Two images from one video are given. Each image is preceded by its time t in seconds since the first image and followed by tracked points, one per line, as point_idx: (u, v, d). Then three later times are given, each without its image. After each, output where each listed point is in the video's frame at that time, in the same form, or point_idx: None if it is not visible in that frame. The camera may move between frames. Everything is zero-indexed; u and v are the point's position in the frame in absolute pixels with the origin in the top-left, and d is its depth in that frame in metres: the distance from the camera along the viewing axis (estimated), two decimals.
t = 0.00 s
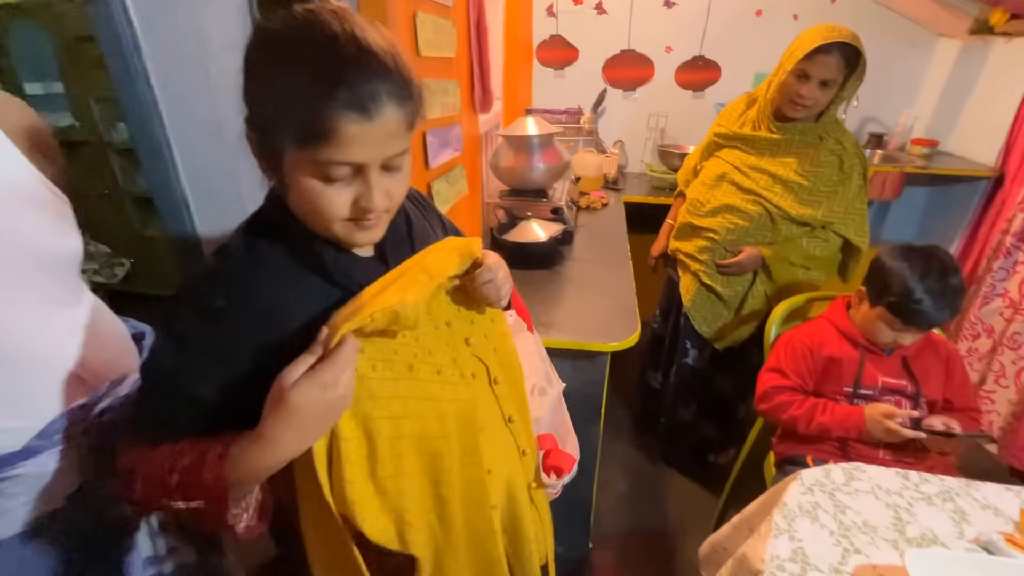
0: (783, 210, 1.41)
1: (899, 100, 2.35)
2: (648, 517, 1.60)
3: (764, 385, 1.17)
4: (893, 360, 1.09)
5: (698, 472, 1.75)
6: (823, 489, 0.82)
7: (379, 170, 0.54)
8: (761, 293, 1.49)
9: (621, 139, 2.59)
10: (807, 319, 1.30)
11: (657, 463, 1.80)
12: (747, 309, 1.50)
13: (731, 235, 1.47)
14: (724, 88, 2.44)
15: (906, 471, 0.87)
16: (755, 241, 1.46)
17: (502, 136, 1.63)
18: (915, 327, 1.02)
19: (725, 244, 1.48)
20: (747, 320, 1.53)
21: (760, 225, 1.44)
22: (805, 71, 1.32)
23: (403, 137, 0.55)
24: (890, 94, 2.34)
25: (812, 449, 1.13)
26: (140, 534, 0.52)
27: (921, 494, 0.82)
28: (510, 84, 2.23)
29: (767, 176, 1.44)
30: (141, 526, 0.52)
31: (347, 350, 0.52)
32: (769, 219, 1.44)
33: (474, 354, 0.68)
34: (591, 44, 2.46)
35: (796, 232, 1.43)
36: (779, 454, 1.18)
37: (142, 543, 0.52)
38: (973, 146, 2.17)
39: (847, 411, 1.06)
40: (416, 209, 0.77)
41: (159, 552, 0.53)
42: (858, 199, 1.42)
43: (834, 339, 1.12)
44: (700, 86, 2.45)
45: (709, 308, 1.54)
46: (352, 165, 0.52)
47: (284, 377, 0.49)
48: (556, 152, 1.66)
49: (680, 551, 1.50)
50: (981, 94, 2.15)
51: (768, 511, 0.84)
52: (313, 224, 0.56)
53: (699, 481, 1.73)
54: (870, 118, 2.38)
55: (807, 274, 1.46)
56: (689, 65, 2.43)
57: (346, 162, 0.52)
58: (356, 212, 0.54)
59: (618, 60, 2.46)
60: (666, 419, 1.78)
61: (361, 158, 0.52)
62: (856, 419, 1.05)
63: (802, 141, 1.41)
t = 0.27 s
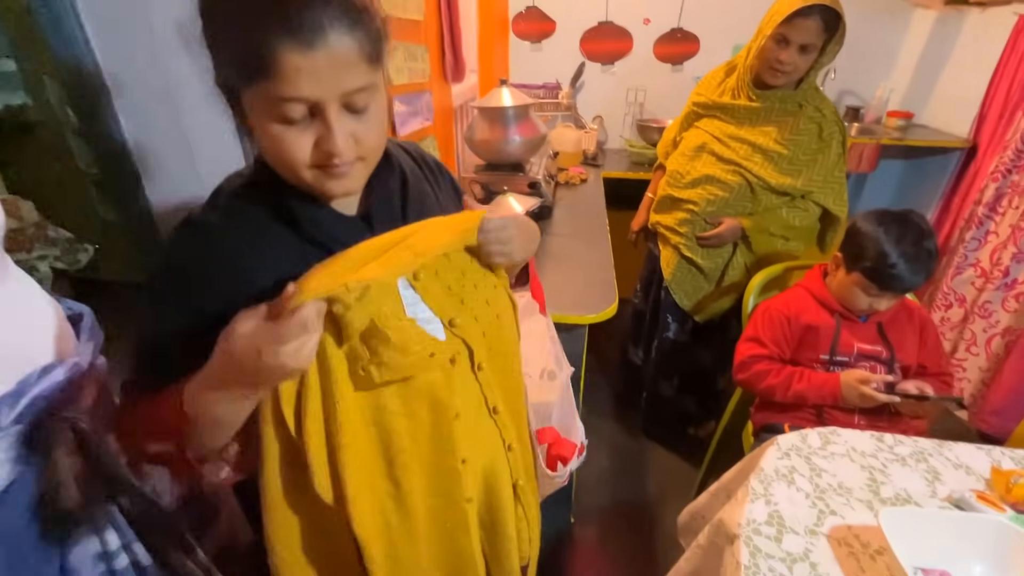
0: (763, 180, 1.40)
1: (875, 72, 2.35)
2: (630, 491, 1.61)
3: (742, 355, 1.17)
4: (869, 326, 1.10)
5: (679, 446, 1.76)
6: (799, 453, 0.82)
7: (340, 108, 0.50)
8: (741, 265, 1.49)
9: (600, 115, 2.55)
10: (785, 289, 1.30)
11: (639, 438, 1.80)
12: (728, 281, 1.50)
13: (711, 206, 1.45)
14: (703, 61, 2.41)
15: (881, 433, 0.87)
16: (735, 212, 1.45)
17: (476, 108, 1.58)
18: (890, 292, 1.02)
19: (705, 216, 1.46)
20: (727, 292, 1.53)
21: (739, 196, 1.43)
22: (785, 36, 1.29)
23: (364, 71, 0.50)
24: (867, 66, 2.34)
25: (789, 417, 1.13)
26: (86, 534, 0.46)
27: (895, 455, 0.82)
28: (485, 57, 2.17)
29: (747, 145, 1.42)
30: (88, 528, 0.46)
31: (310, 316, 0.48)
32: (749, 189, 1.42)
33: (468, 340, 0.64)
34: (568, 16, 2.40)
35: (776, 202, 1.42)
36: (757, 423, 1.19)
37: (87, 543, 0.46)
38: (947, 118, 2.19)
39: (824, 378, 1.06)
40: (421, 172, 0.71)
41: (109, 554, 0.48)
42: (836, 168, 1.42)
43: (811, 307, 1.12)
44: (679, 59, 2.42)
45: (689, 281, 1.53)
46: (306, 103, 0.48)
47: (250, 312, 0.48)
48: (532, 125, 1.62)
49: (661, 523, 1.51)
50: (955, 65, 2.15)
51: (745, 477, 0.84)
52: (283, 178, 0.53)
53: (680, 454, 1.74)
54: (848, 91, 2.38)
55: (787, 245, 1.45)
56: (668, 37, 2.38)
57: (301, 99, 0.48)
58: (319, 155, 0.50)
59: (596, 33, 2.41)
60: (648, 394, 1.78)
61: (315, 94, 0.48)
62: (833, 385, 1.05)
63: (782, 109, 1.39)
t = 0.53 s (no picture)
0: (748, 152, 1.38)
1: (857, 48, 2.34)
2: (615, 468, 1.61)
3: (726, 328, 1.16)
4: (852, 296, 1.09)
5: (665, 422, 1.77)
6: (784, 422, 0.81)
7: (379, 42, 0.61)
8: (726, 241, 1.48)
9: (583, 92, 2.50)
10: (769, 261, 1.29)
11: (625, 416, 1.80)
12: (714, 256, 1.49)
13: (696, 179, 1.43)
14: (686, 36, 2.37)
15: (864, 401, 0.87)
16: (720, 185, 1.43)
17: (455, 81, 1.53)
18: (874, 262, 1.01)
19: (690, 189, 1.44)
20: (713, 266, 1.52)
21: (725, 169, 1.42)
22: (770, 3, 1.28)
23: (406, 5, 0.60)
24: (850, 42, 2.32)
25: (773, 388, 1.13)
26: (46, 508, 0.53)
27: (879, 421, 0.82)
28: (463, 31, 2.10)
29: (733, 117, 1.41)
30: (49, 500, 0.53)
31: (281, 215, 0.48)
32: (735, 162, 1.41)
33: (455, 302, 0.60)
34: None
35: (761, 174, 1.41)
36: (741, 396, 1.18)
37: (50, 518, 0.53)
38: (927, 93, 2.19)
39: (808, 348, 1.06)
40: (458, 125, 0.83)
41: (67, 529, 0.55)
42: (822, 139, 1.41)
43: (794, 278, 1.11)
44: (662, 35, 2.38)
45: (675, 257, 1.51)
46: (349, 32, 0.59)
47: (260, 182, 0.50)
48: (512, 99, 1.57)
49: (647, 499, 1.51)
50: (935, 40, 2.16)
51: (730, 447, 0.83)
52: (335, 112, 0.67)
53: (665, 430, 1.74)
54: (830, 67, 2.36)
55: (772, 218, 1.45)
56: (651, 12, 2.34)
57: (342, 28, 0.59)
58: (361, 83, 0.62)
59: (578, 7, 2.35)
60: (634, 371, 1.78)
61: (356, 24, 0.59)
62: (817, 355, 1.05)
63: (767, 79, 1.38)
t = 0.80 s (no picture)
0: (734, 136, 1.38)
1: (840, 31, 2.34)
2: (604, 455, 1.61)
3: (712, 313, 1.16)
4: (835, 279, 1.10)
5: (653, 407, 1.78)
6: (768, 405, 0.81)
7: (413, 27, 0.66)
8: (713, 225, 1.46)
9: (568, 77, 2.48)
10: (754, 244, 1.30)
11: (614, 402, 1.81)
12: (700, 241, 1.47)
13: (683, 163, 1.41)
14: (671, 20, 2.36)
15: (846, 383, 0.88)
16: (706, 170, 1.43)
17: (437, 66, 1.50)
18: (856, 245, 1.02)
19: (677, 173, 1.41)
20: (700, 252, 1.50)
21: (711, 153, 1.41)
22: None
23: None
24: (833, 27, 2.32)
25: (757, 372, 1.13)
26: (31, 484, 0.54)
27: (861, 403, 0.83)
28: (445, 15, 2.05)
29: (719, 101, 1.40)
30: (33, 476, 0.54)
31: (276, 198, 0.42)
32: (721, 146, 1.40)
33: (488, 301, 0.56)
34: None
35: (748, 158, 1.41)
36: (726, 380, 1.19)
37: (36, 496, 0.54)
38: (908, 77, 2.21)
39: (792, 332, 1.07)
40: (484, 103, 0.84)
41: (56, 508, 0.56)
42: (807, 122, 1.41)
43: (778, 262, 1.12)
44: (647, 19, 2.36)
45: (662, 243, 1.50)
46: (387, 14, 0.65)
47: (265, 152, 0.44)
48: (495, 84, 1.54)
49: (635, 484, 1.52)
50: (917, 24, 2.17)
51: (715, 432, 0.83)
52: (369, 84, 0.72)
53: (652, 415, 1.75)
54: (813, 52, 2.36)
55: (758, 203, 1.45)
56: None
57: (382, 12, 0.65)
58: (393, 61, 0.68)
59: None
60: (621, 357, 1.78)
61: (392, 8, 0.64)
62: (801, 339, 1.06)
63: (753, 62, 1.37)
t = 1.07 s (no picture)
0: (723, 125, 1.38)
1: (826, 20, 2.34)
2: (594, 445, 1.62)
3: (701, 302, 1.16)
4: (822, 268, 1.11)
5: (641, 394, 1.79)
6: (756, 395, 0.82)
7: (423, 14, 0.67)
8: (702, 215, 1.46)
9: (556, 67, 2.46)
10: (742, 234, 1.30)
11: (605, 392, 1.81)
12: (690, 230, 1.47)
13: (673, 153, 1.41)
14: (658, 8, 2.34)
15: (833, 371, 0.89)
16: (696, 159, 1.42)
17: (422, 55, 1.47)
18: (842, 234, 1.02)
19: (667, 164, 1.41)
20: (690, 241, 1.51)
21: (700, 143, 1.40)
22: None
23: None
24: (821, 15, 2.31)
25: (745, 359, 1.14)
26: (34, 466, 0.56)
27: (847, 390, 0.84)
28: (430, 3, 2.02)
29: (707, 90, 1.40)
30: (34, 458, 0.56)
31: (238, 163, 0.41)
32: (710, 135, 1.39)
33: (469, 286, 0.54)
34: None
35: (737, 147, 1.40)
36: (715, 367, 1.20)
37: (37, 477, 0.57)
38: (893, 66, 2.22)
39: (779, 321, 1.07)
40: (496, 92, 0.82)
41: (59, 487, 0.59)
42: (794, 111, 1.41)
43: (766, 251, 1.12)
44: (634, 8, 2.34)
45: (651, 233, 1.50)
46: (398, 5, 0.66)
47: (245, 125, 0.43)
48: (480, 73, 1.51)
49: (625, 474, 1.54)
50: (902, 13, 2.18)
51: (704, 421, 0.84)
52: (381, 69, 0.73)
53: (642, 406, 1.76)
54: (800, 41, 2.36)
55: (746, 192, 1.45)
56: None
57: None
58: (404, 51, 0.68)
59: None
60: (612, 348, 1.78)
61: None
62: (788, 328, 1.07)
63: (741, 51, 1.36)
